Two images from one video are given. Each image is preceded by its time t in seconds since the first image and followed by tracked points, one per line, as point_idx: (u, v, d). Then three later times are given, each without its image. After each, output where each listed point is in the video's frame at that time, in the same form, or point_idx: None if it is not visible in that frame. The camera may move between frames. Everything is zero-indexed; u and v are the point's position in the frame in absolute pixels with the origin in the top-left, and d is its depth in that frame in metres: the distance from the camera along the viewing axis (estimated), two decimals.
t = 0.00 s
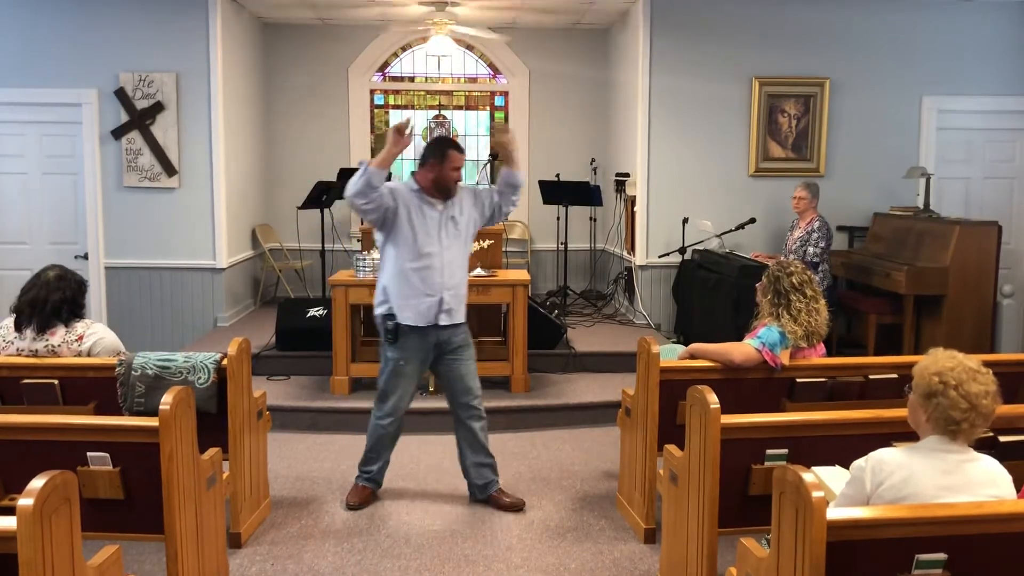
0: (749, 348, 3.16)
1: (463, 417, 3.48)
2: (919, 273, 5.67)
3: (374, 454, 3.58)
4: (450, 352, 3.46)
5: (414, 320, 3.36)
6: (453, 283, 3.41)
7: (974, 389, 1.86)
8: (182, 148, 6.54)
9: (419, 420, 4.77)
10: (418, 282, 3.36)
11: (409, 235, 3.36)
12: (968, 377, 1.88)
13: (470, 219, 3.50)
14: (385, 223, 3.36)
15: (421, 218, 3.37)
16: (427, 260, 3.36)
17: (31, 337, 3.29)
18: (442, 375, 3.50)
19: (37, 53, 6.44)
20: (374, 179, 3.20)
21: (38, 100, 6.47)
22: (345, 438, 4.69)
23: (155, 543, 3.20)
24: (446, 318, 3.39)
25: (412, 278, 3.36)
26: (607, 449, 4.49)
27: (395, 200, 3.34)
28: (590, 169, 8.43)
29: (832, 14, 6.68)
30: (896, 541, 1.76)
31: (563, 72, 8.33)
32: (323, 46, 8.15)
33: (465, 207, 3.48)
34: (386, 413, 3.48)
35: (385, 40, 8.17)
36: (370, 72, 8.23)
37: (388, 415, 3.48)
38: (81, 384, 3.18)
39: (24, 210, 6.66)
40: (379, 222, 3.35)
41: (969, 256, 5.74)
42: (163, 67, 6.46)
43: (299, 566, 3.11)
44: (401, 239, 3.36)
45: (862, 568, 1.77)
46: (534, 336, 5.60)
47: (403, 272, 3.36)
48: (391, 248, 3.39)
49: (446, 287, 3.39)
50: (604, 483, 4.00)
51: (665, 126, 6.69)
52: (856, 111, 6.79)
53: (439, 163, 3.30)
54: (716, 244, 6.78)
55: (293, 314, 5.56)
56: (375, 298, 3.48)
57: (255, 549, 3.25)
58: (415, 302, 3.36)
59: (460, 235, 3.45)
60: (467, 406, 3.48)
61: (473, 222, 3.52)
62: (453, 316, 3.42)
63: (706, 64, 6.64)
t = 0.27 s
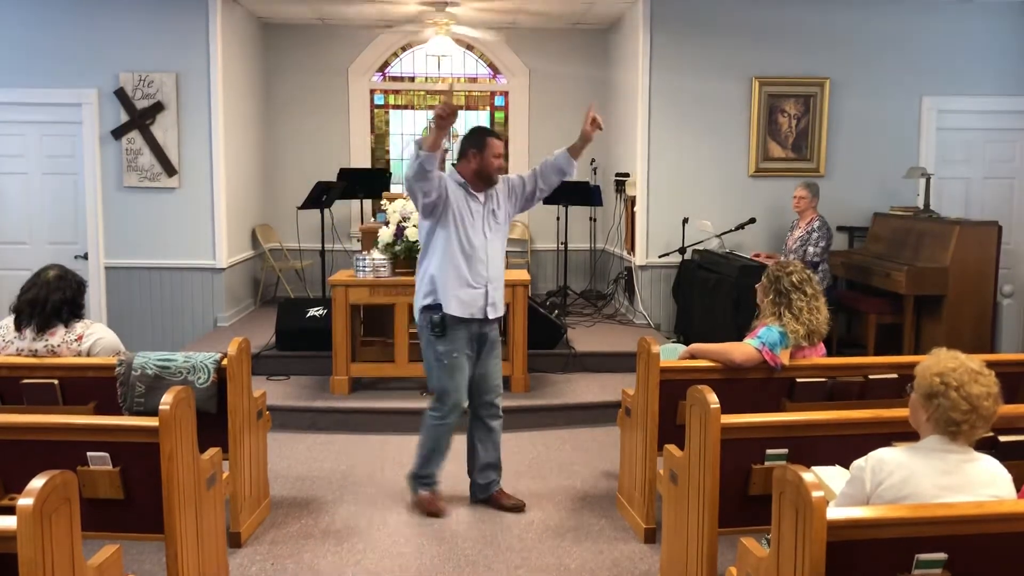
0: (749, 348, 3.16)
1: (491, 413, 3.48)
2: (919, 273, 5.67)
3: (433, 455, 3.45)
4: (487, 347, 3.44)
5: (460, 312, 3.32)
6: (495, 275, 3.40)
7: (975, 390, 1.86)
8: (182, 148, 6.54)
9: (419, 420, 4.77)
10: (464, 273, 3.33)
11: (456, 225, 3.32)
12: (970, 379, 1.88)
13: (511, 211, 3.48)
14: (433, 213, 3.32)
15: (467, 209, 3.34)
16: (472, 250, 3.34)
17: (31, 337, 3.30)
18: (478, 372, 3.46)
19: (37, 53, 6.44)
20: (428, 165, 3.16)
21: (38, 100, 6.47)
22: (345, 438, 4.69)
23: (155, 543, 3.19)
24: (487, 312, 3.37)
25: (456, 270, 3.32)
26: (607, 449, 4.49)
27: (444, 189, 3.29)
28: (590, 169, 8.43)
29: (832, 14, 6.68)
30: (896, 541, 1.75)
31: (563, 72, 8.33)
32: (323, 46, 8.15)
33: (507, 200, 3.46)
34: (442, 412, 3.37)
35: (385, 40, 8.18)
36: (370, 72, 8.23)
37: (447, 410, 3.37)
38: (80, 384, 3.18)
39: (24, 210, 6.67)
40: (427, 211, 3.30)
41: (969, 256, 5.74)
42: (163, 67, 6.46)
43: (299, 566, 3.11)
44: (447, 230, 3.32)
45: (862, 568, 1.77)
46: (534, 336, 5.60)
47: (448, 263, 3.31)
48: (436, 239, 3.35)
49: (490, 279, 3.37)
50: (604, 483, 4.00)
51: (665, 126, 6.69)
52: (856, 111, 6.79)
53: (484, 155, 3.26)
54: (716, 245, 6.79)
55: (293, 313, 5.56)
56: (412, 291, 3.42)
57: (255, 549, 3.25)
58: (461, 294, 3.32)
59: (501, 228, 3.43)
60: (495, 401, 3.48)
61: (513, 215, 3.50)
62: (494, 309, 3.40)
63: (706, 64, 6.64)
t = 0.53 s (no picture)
0: (749, 348, 3.16)
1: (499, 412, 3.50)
2: (919, 273, 5.67)
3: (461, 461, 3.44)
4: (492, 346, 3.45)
5: (476, 314, 3.31)
6: (507, 277, 3.41)
7: (973, 388, 1.86)
8: (182, 148, 6.54)
9: (419, 420, 4.77)
10: (479, 275, 3.33)
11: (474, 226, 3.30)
12: (967, 376, 1.89)
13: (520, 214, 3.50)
14: (450, 214, 3.30)
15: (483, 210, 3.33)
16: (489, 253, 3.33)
17: (31, 337, 3.30)
18: (486, 372, 3.46)
19: (38, 53, 6.44)
20: (453, 170, 3.13)
21: (37, 100, 6.47)
22: (345, 438, 4.69)
23: (155, 544, 3.20)
24: (501, 313, 3.38)
25: (473, 271, 3.32)
26: (607, 449, 4.49)
27: (462, 191, 3.28)
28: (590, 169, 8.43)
29: (832, 14, 6.68)
30: (896, 542, 1.75)
31: (563, 71, 8.33)
32: (323, 45, 8.15)
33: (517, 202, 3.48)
34: (453, 414, 3.38)
35: (385, 39, 8.18)
36: (370, 72, 8.23)
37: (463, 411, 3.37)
38: (81, 385, 3.18)
39: (24, 210, 6.67)
40: (444, 212, 3.28)
41: (969, 256, 5.74)
42: (163, 67, 6.46)
43: (299, 567, 3.11)
44: (465, 231, 3.31)
45: (861, 569, 1.77)
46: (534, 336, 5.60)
47: (465, 264, 3.30)
48: (452, 240, 3.33)
49: (503, 281, 3.39)
50: (604, 483, 4.00)
51: (665, 125, 6.69)
52: (856, 110, 6.79)
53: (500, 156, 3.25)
54: (716, 244, 6.78)
55: (293, 313, 5.56)
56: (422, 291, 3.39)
57: (255, 550, 3.25)
58: (477, 296, 3.32)
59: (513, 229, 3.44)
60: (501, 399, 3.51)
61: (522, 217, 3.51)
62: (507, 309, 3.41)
63: (706, 63, 6.64)
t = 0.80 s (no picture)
0: (749, 348, 3.16)
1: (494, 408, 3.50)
2: (919, 273, 5.67)
3: (459, 460, 3.44)
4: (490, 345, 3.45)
5: (477, 317, 3.30)
6: (510, 281, 3.41)
7: (973, 388, 1.86)
8: (181, 149, 6.54)
9: (419, 420, 4.77)
10: (483, 278, 3.32)
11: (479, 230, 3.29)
12: (967, 376, 1.89)
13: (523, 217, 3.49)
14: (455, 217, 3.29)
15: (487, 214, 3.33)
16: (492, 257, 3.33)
17: (31, 338, 3.30)
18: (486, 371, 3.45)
19: (38, 53, 6.44)
20: (461, 176, 3.12)
21: (37, 100, 6.47)
22: (345, 438, 4.69)
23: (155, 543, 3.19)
24: (502, 316, 3.37)
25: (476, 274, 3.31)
26: (607, 449, 4.49)
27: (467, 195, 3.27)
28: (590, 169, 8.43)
29: (832, 14, 6.68)
30: (896, 541, 1.75)
31: (563, 72, 8.33)
32: (323, 46, 8.15)
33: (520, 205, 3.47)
34: (451, 414, 3.39)
35: (385, 40, 8.18)
36: (369, 72, 8.23)
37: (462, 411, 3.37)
38: (80, 384, 3.18)
39: (24, 210, 6.67)
40: (449, 216, 3.27)
41: (969, 257, 5.74)
42: (163, 67, 6.46)
43: (299, 566, 3.11)
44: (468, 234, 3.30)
45: (862, 568, 1.77)
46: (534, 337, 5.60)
47: (468, 267, 3.29)
48: (456, 243, 3.32)
49: (505, 284, 3.38)
50: (604, 483, 4.00)
51: (665, 126, 6.69)
52: (856, 110, 6.79)
53: (507, 159, 3.25)
54: (716, 245, 6.78)
55: (293, 313, 5.56)
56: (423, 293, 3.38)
57: (255, 549, 3.25)
58: (481, 299, 3.31)
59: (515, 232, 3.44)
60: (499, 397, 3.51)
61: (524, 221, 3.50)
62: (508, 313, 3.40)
63: (706, 64, 6.64)
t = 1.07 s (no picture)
0: (748, 346, 3.16)
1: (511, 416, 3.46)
2: (919, 273, 5.67)
3: (461, 461, 3.45)
4: (498, 346, 3.43)
5: (471, 323, 3.31)
6: (508, 288, 3.38)
7: (975, 390, 1.86)
8: (181, 149, 6.54)
9: (419, 420, 4.77)
10: (472, 286, 3.31)
11: (466, 238, 3.30)
12: (969, 379, 1.88)
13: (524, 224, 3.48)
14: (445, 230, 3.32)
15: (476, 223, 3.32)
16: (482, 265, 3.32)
17: (30, 339, 3.30)
18: (493, 371, 3.45)
19: (37, 53, 6.44)
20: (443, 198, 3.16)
21: (37, 100, 6.47)
22: (345, 438, 4.69)
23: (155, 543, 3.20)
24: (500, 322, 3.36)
25: (470, 283, 3.31)
26: (607, 449, 4.49)
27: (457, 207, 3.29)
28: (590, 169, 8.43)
29: (832, 14, 6.68)
30: (896, 541, 1.76)
31: (563, 72, 8.33)
32: (323, 46, 8.14)
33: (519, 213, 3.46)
34: (456, 414, 3.39)
35: (385, 40, 8.18)
36: (369, 72, 8.23)
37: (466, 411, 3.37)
38: (81, 384, 3.18)
39: (24, 210, 6.67)
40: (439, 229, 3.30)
41: (969, 256, 5.74)
42: (162, 67, 6.46)
43: (299, 566, 3.11)
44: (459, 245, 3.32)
45: (862, 568, 1.77)
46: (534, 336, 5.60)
47: (460, 277, 3.31)
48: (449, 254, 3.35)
49: (502, 290, 3.35)
50: (604, 483, 4.00)
51: (665, 126, 6.69)
52: (856, 110, 6.79)
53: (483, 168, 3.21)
54: (716, 244, 6.78)
55: (293, 313, 5.56)
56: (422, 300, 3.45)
57: (255, 549, 3.25)
58: (469, 307, 3.31)
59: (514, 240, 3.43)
60: (513, 401, 3.47)
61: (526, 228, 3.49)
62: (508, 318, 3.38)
63: (706, 64, 6.64)
